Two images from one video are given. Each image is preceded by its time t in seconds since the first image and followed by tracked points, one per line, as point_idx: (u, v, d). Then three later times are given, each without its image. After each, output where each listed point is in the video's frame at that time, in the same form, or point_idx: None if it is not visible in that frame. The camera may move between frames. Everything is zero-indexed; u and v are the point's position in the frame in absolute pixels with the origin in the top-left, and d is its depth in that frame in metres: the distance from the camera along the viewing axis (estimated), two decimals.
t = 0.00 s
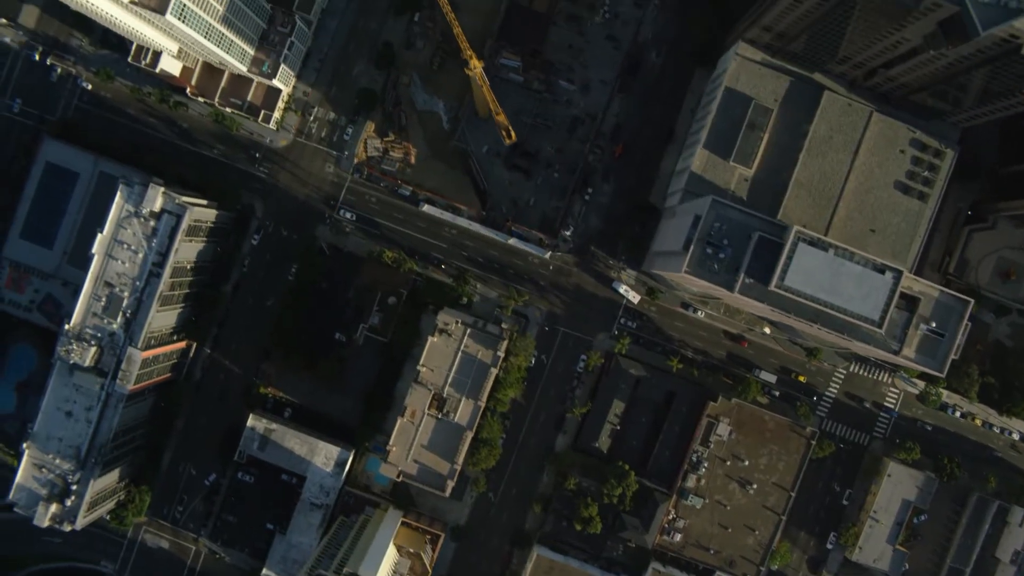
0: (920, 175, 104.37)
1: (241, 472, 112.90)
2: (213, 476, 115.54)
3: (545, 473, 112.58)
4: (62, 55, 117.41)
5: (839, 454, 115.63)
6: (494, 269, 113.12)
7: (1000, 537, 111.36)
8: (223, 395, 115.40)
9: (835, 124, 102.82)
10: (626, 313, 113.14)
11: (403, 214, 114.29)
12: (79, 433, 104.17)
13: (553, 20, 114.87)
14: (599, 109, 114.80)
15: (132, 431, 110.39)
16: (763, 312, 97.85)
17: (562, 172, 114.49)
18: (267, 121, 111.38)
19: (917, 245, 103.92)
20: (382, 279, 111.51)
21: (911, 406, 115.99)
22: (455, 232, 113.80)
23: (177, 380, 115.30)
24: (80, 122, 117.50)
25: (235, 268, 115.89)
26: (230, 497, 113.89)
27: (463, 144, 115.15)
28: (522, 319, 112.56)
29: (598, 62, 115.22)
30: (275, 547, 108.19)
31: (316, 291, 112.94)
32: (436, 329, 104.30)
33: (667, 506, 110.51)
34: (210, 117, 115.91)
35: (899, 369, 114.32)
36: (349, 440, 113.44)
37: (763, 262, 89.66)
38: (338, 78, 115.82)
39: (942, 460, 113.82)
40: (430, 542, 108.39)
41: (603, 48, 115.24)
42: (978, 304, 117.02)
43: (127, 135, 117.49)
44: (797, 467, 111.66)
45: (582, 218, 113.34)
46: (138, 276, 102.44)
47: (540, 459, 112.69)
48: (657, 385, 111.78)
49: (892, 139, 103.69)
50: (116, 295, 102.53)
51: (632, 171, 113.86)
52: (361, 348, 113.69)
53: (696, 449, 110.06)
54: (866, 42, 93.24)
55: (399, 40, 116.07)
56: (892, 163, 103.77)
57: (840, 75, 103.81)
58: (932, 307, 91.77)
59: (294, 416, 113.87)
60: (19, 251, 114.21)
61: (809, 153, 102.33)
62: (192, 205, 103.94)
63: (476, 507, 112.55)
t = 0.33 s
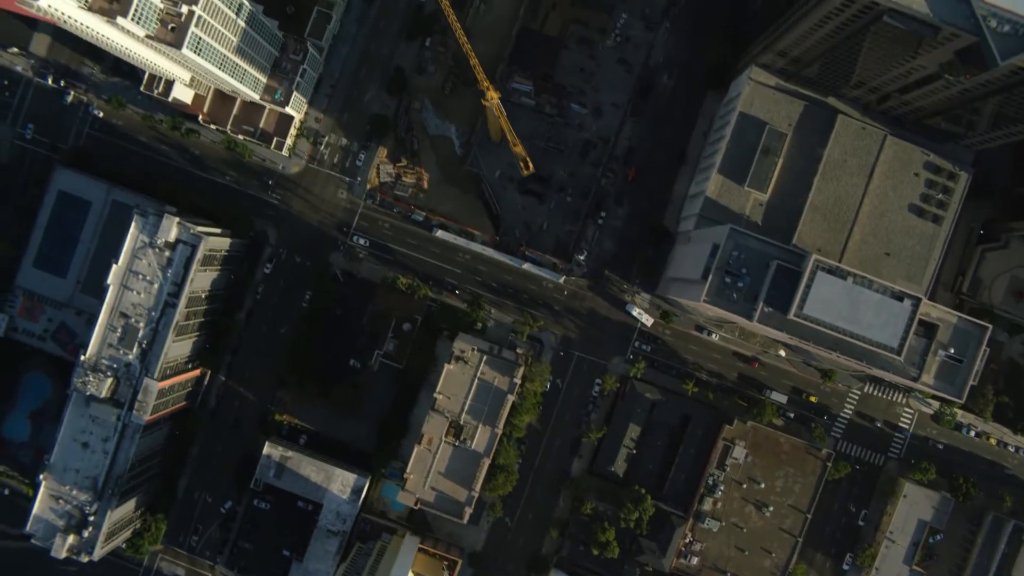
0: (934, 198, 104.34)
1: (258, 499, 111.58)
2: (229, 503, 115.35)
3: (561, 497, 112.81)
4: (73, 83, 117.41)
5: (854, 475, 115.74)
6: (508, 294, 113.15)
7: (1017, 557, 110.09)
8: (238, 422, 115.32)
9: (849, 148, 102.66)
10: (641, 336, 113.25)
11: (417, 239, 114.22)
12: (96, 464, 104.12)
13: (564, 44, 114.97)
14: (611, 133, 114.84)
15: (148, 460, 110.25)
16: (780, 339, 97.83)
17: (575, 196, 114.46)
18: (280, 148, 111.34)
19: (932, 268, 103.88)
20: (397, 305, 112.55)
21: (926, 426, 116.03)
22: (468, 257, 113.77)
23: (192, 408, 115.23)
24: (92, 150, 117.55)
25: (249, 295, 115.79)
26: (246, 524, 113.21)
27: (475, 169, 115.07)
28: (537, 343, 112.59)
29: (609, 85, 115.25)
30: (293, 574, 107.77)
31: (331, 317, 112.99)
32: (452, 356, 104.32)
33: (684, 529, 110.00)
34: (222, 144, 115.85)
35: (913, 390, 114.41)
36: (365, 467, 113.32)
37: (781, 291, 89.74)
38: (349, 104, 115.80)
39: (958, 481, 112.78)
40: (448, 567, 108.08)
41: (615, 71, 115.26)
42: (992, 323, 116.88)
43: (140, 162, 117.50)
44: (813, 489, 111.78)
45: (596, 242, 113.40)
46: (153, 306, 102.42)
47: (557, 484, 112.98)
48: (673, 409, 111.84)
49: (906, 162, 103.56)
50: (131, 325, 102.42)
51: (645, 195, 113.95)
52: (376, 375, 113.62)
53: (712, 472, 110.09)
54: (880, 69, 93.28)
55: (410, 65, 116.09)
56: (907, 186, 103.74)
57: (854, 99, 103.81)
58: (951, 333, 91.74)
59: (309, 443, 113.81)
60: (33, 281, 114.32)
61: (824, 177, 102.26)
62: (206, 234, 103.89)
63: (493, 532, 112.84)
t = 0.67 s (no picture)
0: (949, 220, 104.19)
1: (275, 526, 111.85)
2: (245, 530, 115.25)
3: (578, 521, 113.02)
4: (85, 111, 117.54)
5: (870, 496, 115.68)
6: (522, 319, 113.18)
7: None
8: (254, 449, 115.19)
9: (863, 171, 102.53)
10: (655, 359, 113.42)
11: (430, 265, 114.14)
12: (113, 495, 103.87)
13: (575, 67, 115.08)
14: (624, 155, 114.93)
15: (164, 489, 109.97)
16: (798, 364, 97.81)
17: (588, 220, 114.43)
18: (293, 174, 111.27)
19: (948, 290, 103.60)
20: (412, 331, 112.51)
21: (941, 445, 115.97)
22: (483, 282, 113.70)
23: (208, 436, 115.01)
24: (104, 178, 117.51)
25: (263, 322, 115.55)
26: (263, 551, 113.28)
27: (488, 193, 114.90)
28: (552, 368, 112.63)
29: (621, 108, 115.31)
30: None
31: (346, 344, 113.04)
32: (468, 384, 104.24)
33: (701, 553, 110.35)
34: (235, 172, 115.79)
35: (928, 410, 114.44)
36: (381, 493, 113.09)
37: (800, 319, 89.72)
38: (362, 129, 115.81)
39: (973, 499, 113.00)
40: None
41: (627, 94, 115.32)
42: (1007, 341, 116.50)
43: (152, 190, 117.44)
44: (829, 511, 111.82)
45: (610, 266, 113.50)
46: (169, 336, 102.24)
47: (573, 508, 113.17)
48: (688, 433, 111.93)
49: (921, 184, 103.46)
50: (147, 356, 102.22)
51: (659, 219, 114.09)
52: (391, 401, 113.62)
53: (728, 494, 110.19)
54: (896, 95, 93.16)
55: (422, 90, 116.10)
56: (921, 209, 103.69)
57: (868, 122, 103.75)
58: (969, 358, 91.71)
59: (325, 469, 113.67)
60: (47, 310, 114.48)
61: (839, 201, 102.13)
62: (221, 264, 103.84)
63: (510, 557, 113.17)
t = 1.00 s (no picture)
0: (964, 242, 104.04)
1: (292, 552, 111.78)
2: (261, 557, 115.11)
3: (595, 545, 113.21)
4: (96, 139, 117.55)
5: (886, 516, 115.44)
6: (537, 343, 113.26)
7: None
8: (269, 476, 115.03)
9: (877, 194, 102.52)
10: (670, 382, 113.55)
11: (444, 289, 114.14)
12: (131, 525, 103.61)
13: (587, 90, 115.20)
14: (636, 178, 114.94)
15: (180, 518, 109.68)
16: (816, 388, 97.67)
17: (602, 243, 114.50)
18: (306, 201, 111.24)
19: (964, 312, 103.17)
20: (428, 356, 112.07)
21: (957, 464, 115.86)
22: (497, 306, 113.73)
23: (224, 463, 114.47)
24: (117, 206, 117.54)
25: (277, 349, 115.32)
26: None
27: (501, 218, 114.69)
28: (567, 392, 112.48)
29: (633, 130, 115.35)
30: None
31: (361, 370, 112.93)
32: (485, 411, 104.07)
33: None
34: (248, 198, 115.78)
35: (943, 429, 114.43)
36: (397, 518, 113.01)
37: (819, 346, 89.61)
38: (374, 154, 115.74)
39: (990, 518, 113.01)
40: None
41: (638, 116, 115.35)
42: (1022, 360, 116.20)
43: (164, 217, 117.35)
44: (846, 531, 111.90)
45: (624, 289, 113.60)
46: (185, 366, 102.07)
47: (590, 532, 113.30)
48: (704, 456, 111.82)
49: (935, 206, 103.39)
50: (164, 386, 102.05)
51: (672, 241, 114.21)
52: (407, 427, 113.66)
53: (745, 516, 110.17)
54: (912, 119, 93.01)
55: (434, 114, 116.05)
56: (936, 231, 103.60)
57: (882, 144, 103.67)
58: (988, 383, 91.62)
59: (341, 495, 113.52)
60: (62, 339, 114.44)
61: (854, 223, 102.12)
62: (237, 293, 103.79)
63: None
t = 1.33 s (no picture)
0: (978, 262, 103.74)
1: None
2: None
3: (612, 568, 113.28)
4: (108, 167, 117.52)
5: (903, 535, 115.21)
6: (552, 367, 113.30)
7: None
8: (285, 503, 114.71)
9: (892, 215, 102.40)
10: (685, 404, 113.64)
11: (458, 313, 114.09)
12: (148, 555, 103.25)
13: (598, 112, 115.24)
14: (649, 200, 114.96)
15: (198, 547, 109.36)
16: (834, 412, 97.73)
17: (615, 265, 114.49)
18: (319, 228, 111.06)
19: (980, 332, 102.64)
20: (443, 382, 113.03)
21: (973, 482, 115.66)
22: (511, 330, 113.67)
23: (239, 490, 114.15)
24: (130, 234, 117.42)
25: (292, 375, 115.05)
26: None
27: (514, 241, 114.63)
28: (583, 416, 112.61)
29: (645, 153, 115.43)
30: None
31: (377, 395, 113.13)
32: (502, 436, 104.23)
33: None
34: (260, 225, 115.69)
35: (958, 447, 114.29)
36: (414, 544, 112.68)
37: (839, 372, 89.43)
38: (386, 179, 115.68)
39: (1007, 536, 112.90)
40: None
41: (650, 138, 115.50)
42: None
43: (177, 244, 117.31)
44: (863, 552, 111.95)
45: (638, 312, 113.65)
46: (202, 396, 101.86)
47: (607, 555, 113.38)
48: (721, 477, 111.84)
49: (949, 227, 103.16)
50: (180, 416, 101.81)
51: (685, 264, 114.34)
52: (423, 452, 113.55)
53: (762, 537, 110.29)
54: (929, 143, 92.83)
55: (446, 139, 116.00)
56: (950, 252, 103.42)
57: (896, 166, 103.53)
58: (1007, 407, 91.60)
59: (357, 521, 113.36)
60: (76, 368, 114.21)
61: (868, 245, 102.00)
62: (252, 322, 103.65)
63: None
